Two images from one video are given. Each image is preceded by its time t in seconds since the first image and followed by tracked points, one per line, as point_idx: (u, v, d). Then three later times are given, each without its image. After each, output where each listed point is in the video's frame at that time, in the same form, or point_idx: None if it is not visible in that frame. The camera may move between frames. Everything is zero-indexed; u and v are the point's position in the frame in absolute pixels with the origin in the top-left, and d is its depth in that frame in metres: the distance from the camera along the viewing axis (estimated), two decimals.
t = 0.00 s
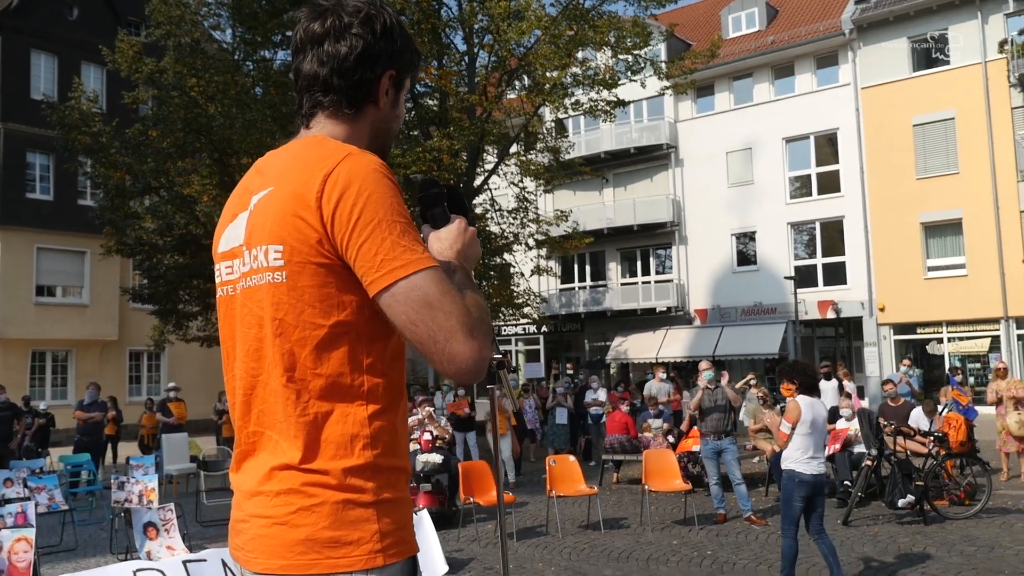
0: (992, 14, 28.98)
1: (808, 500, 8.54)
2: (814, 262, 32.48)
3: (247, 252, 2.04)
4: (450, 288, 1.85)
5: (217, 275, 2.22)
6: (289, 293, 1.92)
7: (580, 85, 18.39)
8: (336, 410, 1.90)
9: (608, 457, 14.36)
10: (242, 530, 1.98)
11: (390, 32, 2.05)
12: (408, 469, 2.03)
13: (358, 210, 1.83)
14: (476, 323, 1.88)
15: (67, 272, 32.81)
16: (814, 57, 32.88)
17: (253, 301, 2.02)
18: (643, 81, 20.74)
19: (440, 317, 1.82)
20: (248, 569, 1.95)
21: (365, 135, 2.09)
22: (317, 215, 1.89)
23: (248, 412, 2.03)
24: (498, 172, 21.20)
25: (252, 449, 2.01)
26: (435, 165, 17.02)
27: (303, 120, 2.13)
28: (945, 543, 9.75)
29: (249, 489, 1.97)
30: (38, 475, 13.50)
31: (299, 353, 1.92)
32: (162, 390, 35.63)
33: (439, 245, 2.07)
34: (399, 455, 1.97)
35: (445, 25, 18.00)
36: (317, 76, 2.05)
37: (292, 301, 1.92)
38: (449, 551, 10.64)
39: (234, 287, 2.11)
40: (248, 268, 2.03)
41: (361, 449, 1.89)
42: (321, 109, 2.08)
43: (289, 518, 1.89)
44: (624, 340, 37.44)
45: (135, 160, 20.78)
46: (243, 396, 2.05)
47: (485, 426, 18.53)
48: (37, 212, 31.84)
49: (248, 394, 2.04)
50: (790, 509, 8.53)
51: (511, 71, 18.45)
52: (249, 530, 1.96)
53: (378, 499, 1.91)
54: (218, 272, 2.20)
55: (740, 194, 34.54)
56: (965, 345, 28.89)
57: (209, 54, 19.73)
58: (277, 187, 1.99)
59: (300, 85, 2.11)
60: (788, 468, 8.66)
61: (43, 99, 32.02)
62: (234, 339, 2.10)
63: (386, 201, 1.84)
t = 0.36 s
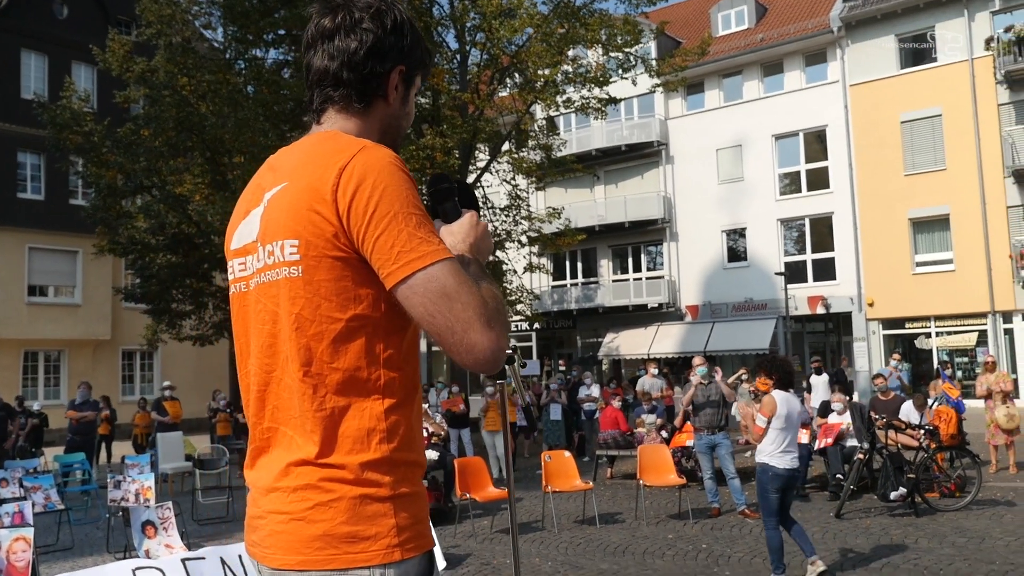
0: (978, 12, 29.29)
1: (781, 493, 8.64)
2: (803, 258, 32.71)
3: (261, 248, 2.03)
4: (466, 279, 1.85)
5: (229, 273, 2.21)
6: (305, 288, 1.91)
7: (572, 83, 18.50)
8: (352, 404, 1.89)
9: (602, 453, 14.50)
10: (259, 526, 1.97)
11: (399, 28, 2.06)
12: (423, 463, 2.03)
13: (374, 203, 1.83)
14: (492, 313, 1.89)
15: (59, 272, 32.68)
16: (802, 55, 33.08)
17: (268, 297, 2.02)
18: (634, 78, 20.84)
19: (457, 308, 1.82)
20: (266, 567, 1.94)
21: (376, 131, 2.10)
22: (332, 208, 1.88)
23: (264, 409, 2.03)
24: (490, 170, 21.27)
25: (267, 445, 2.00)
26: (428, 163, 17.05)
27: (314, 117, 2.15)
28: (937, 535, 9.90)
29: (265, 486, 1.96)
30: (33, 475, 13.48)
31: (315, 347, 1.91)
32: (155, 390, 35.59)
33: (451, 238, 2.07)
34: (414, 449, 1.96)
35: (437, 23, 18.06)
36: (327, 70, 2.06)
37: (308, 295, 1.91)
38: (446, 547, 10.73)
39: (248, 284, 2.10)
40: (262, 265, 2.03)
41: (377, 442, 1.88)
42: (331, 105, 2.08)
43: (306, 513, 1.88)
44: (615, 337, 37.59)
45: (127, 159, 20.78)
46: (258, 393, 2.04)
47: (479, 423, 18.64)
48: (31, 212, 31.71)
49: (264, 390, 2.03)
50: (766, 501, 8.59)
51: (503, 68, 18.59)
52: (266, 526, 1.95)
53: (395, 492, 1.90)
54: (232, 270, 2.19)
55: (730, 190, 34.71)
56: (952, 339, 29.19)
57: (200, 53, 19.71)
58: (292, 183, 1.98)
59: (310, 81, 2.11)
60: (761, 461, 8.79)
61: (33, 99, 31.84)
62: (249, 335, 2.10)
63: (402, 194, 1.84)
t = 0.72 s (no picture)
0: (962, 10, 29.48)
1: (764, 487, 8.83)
2: (789, 254, 32.92)
3: (259, 243, 1.98)
4: (466, 270, 1.79)
5: (227, 267, 2.17)
6: (303, 281, 1.86)
7: (560, 79, 18.55)
8: (351, 398, 1.84)
9: (590, 447, 14.58)
10: (258, 520, 1.92)
11: (393, 20, 2.02)
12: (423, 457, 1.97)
13: (372, 194, 1.78)
14: (493, 304, 1.83)
15: (44, 268, 32.41)
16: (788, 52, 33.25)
17: (265, 291, 1.97)
18: (622, 74, 20.89)
19: (457, 299, 1.76)
20: (265, 561, 1.89)
21: (373, 123, 2.05)
22: (330, 201, 1.83)
23: (261, 404, 1.98)
24: (478, 165, 21.29)
25: (266, 440, 1.95)
26: (416, 158, 17.01)
27: (310, 111, 2.11)
28: (922, 527, 10.03)
29: (263, 480, 1.90)
30: (20, 471, 13.39)
31: (313, 341, 1.85)
32: (141, 386, 35.42)
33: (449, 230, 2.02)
34: (414, 444, 1.91)
35: (425, 19, 18.03)
36: (321, 62, 2.02)
37: (305, 289, 1.86)
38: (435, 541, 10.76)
39: (244, 279, 2.05)
40: (259, 259, 1.98)
41: (377, 436, 1.83)
42: (327, 97, 2.04)
43: (305, 507, 1.82)
44: (603, 333, 37.70)
45: (113, 154, 20.69)
46: (256, 387, 1.99)
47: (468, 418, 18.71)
48: (16, 209, 31.43)
49: (262, 384, 1.98)
50: (753, 495, 8.70)
51: (492, 64, 18.60)
52: (265, 520, 1.89)
53: (395, 486, 1.85)
54: (229, 265, 2.14)
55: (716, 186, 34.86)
56: (936, 334, 29.45)
57: (186, 48, 19.59)
58: (289, 176, 1.93)
59: (306, 76, 2.08)
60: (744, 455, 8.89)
61: (17, 94, 31.56)
62: (247, 330, 2.05)
63: (399, 186, 1.79)
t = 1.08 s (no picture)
0: (944, 15, 29.86)
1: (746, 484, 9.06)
2: (773, 253, 33.26)
3: (253, 240, 2.10)
4: (457, 266, 1.91)
5: (220, 263, 2.30)
6: (296, 277, 1.98)
7: (549, 79, 18.70)
8: (342, 393, 1.96)
9: (576, 443, 14.76)
10: (251, 514, 2.04)
11: (381, 20, 2.13)
12: (413, 451, 2.10)
13: (364, 194, 1.89)
14: (484, 298, 1.95)
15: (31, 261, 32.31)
16: (774, 54, 33.56)
17: (259, 286, 2.09)
18: (611, 74, 21.06)
19: (449, 294, 1.88)
20: (259, 554, 2.02)
21: (364, 120, 2.16)
22: (323, 198, 1.95)
23: (254, 398, 2.10)
24: (468, 163, 21.40)
25: (259, 434, 2.08)
26: (406, 156, 17.18)
27: (305, 106, 2.23)
28: (901, 523, 10.26)
29: (257, 475, 2.03)
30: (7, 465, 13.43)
31: (306, 337, 1.97)
32: (129, 379, 35.38)
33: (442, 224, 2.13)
34: (405, 438, 2.03)
35: (415, 17, 18.12)
36: (314, 62, 2.15)
37: (299, 284, 1.98)
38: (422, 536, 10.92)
39: (239, 275, 2.18)
40: (252, 256, 2.10)
41: (368, 431, 1.95)
42: (320, 94, 2.16)
43: (298, 501, 1.95)
44: (589, 330, 37.92)
45: (102, 148, 20.74)
46: (249, 382, 2.12)
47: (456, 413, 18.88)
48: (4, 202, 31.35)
49: (256, 378, 2.10)
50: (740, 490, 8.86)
51: (481, 62, 18.75)
52: (258, 514, 2.03)
53: (386, 480, 1.97)
54: (224, 261, 2.26)
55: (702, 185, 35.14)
56: (916, 333, 29.83)
57: (177, 42, 19.59)
58: (283, 172, 2.05)
59: (301, 73, 2.21)
60: (731, 451, 9.02)
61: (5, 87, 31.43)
62: (241, 324, 2.18)
63: (391, 184, 1.90)
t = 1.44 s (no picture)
0: (929, 18, 30.01)
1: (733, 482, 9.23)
2: (759, 254, 33.47)
3: (238, 238, 2.23)
4: (439, 260, 2.03)
5: (205, 263, 2.43)
6: (280, 273, 2.11)
7: (537, 80, 18.80)
8: (324, 389, 2.08)
9: (564, 442, 14.87)
10: (232, 514, 2.17)
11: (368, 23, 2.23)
12: (395, 450, 2.22)
13: (347, 190, 2.02)
14: (466, 293, 2.07)
15: (19, 261, 32.16)
16: (761, 57, 33.78)
17: (242, 284, 2.21)
18: (599, 77, 21.16)
19: (432, 290, 2.00)
20: (240, 554, 2.13)
21: (349, 123, 2.26)
22: (306, 194, 2.08)
23: (237, 396, 2.23)
24: (457, 164, 21.45)
25: (240, 432, 2.21)
26: (395, 157, 17.31)
27: (291, 107, 2.34)
28: (885, 522, 10.40)
29: (239, 475, 2.15)
30: None
31: (289, 333, 2.09)
32: (117, 379, 35.29)
33: (426, 223, 2.25)
34: (386, 436, 2.15)
35: (404, 18, 18.18)
36: (303, 65, 2.27)
37: (282, 280, 2.11)
38: (411, 535, 10.99)
39: (222, 273, 2.31)
40: (237, 252, 2.22)
41: (349, 428, 2.07)
42: (306, 95, 2.27)
43: (278, 501, 2.07)
44: (577, 330, 38.03)
45: (91, 148, 20.72)
46: (230, 380, 2.25)
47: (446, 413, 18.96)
48: None
49: (237, 376, 2.24)
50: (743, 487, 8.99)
51: (470, 64, 18.82)
52: (239, 514, 2.15)
53: (365, 478, 2.09)
54: (209, 259, 2.41)
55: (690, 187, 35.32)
56: (900, 334, 30.09)
57: (166, 42, 19.57)
58: (267, 171, 2.18)
59: (290, 76, 2.32)
60: (733, 447, 9.11)
61: None
62: (225, 321, 2.30)
63: (373, 180, 2.03)
